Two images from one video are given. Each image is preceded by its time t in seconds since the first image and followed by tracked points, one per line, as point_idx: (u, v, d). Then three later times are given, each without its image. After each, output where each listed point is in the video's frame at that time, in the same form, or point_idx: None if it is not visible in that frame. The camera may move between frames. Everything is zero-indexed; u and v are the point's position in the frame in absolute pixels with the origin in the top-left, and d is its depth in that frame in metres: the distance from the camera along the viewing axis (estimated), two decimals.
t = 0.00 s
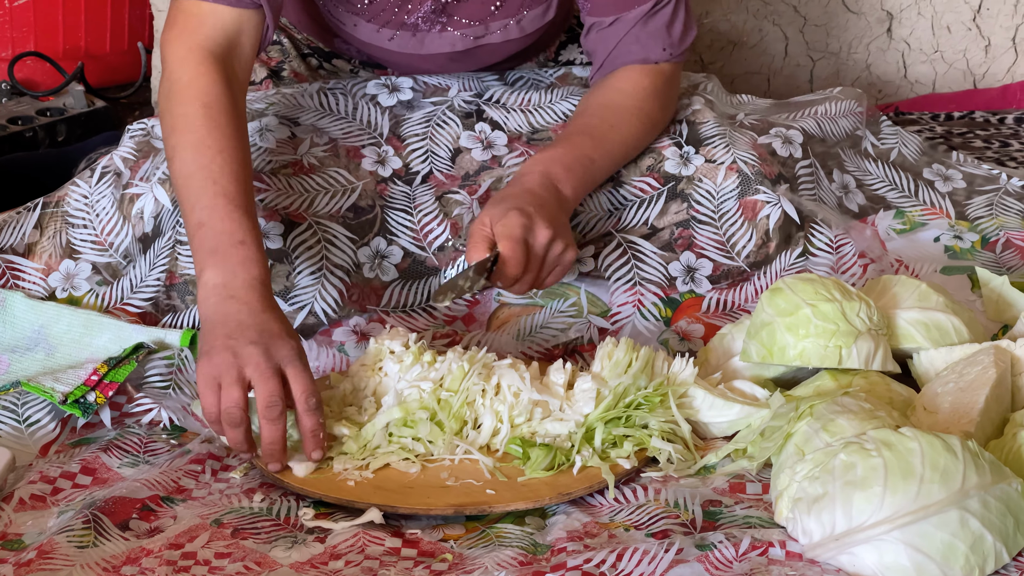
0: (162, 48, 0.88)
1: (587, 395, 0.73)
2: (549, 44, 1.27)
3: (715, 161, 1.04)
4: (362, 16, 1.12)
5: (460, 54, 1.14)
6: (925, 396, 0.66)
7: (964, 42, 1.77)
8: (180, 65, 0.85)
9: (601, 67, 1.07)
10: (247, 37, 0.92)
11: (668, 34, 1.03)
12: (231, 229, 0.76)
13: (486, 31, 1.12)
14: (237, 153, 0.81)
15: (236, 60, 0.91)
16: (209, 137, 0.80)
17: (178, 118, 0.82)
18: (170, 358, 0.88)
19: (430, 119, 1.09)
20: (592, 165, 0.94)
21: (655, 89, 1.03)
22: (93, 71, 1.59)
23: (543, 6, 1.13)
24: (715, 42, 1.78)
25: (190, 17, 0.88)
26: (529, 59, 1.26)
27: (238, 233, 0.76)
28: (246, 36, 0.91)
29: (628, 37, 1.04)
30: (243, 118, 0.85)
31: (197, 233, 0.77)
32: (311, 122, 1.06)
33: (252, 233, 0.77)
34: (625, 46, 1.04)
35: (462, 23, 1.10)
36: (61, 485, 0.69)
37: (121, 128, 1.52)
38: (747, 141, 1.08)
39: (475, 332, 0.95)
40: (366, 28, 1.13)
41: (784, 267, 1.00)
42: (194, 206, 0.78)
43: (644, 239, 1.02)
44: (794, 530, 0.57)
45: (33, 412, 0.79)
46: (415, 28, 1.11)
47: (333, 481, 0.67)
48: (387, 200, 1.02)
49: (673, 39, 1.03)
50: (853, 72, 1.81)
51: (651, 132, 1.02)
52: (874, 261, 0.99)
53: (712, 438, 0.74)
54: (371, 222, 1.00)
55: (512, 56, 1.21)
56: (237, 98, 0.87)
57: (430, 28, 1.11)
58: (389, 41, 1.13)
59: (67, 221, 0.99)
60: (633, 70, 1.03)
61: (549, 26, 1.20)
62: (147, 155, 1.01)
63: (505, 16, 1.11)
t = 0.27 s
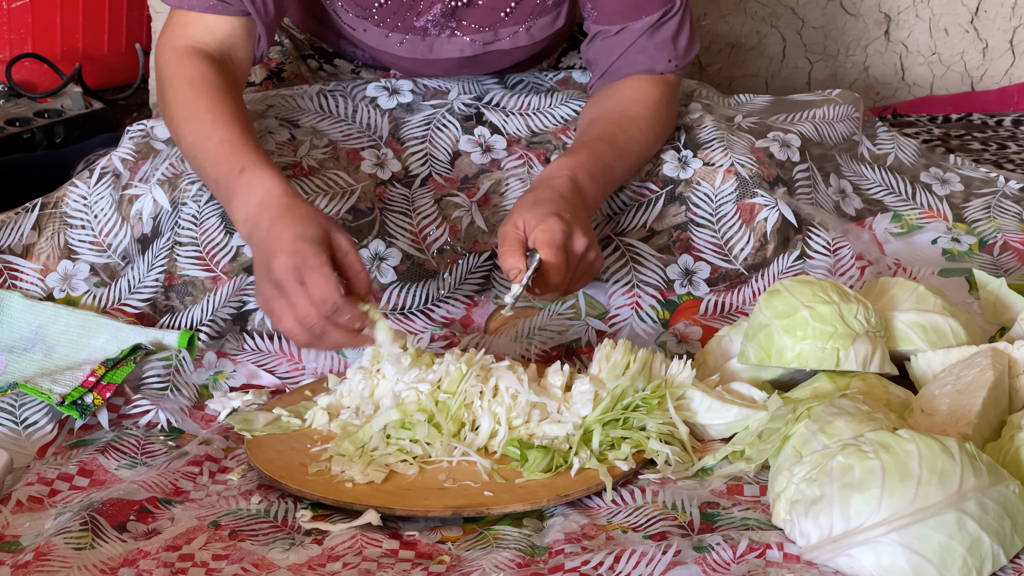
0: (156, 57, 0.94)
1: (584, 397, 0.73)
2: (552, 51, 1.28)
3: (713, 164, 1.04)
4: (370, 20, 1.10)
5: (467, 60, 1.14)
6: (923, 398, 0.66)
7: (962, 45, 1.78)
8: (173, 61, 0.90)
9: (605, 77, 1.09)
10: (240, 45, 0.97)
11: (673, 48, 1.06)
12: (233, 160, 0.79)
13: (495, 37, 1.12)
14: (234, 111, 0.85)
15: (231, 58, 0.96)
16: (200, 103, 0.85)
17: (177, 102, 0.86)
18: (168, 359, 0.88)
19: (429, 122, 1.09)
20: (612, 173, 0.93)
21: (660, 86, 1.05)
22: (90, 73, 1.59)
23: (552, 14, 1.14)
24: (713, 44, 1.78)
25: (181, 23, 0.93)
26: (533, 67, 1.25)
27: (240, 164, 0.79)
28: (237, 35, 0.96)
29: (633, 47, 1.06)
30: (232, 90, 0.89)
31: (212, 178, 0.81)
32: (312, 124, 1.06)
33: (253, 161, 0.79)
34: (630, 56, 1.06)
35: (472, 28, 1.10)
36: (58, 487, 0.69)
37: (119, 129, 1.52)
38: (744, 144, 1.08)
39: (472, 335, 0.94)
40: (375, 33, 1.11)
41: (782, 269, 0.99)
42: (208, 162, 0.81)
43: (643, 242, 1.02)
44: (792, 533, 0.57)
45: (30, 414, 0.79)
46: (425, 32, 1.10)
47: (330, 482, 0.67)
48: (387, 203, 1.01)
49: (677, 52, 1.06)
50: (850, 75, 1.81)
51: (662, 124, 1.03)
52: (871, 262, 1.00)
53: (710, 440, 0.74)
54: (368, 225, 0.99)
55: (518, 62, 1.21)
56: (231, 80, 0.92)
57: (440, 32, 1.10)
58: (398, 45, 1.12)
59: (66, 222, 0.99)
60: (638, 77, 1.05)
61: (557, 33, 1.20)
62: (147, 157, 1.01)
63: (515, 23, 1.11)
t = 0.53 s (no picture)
0: (227, 60, 0.87)
1: (583, 399, 0.73)
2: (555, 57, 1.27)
3: (712, 166, 1.04)
4: (379, 19, 1.08)
5: (473, 61, 1.13)
6: (921, 400, 0.66)
7: (960, 46, 1.78)
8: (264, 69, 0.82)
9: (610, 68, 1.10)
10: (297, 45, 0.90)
11: (679, 52, 1.06)
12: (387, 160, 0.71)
13: (503, 40, 1.11)
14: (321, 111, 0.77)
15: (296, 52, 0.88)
16: (279, 93, 0.79)
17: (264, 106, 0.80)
18: (166, 358, 0.87)
19: (430, 126, 1.09)
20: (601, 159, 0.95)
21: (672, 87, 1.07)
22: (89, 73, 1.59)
23: (561, 18, 1.13)
24: (711, 45, 1.78)
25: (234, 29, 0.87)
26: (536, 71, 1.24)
27: (399, 157, 0.71)
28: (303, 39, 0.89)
29: (640, 48, 1.07)
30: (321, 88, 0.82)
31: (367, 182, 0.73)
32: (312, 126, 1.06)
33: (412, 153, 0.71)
34: (636, 56, 1.08)
35: (481, 30, 1.09)
36: (57, 488, 0.69)
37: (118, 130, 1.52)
38: (743, 146, 1.09)
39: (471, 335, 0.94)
40: (383, 31, 1.09)
41: (780, 271, 0.99)
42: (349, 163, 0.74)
43: (641, 242, 1.02)
44: (790, 534, 0.57)
45: (28, 415, 0.79)
46: (433, 32, 1.08)
47: (328, 484, 0.67)
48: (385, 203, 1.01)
49: (684, 57, 1.07)
50: (849, 76, 1.81)
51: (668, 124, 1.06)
52: (870, 265, 1.00)
53: (708, 442, 0.74)
54: (368, 226, 1.00)
55: (521, 66, 1.20)
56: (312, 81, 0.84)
57: (449, 33, 1.09)
58: (406, 45, 1.11)
59: (66, 221, 0.99)
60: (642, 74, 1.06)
61: (564, 40, 1.20)
62: (147, 157, 1.02)
63: (523, 26, 1.11)
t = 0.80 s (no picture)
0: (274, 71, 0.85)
1: (582, 400, 0.73)
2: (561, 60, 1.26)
3: (714, 169, 1.05)
4: (412, 25, 1.05)
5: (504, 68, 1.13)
6: (921, 400, 0.66)
7: (960, 47, 1.78)
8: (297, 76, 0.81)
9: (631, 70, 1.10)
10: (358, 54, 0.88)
11: (698, 56, 1.07)
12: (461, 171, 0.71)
13: (535, 46, 1.11)
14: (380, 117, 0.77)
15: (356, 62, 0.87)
16: (329, 100, 0.78)
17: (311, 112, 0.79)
18: (166, 354, 0.88)
19: (437, 125, 1.08)
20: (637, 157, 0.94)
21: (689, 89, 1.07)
22: (89, 74, 1.59)
23: (591, 24, 1.14)
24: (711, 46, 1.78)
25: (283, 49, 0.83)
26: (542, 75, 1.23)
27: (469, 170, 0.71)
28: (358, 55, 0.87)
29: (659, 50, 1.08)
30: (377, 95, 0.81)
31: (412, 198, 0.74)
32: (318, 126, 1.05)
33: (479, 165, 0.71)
34: (655, 58, 1.09)
35: (514, 37, 1.09)
36: (56, 489, 0.69)
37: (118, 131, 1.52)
38: (745, 148, 1.10)
39: (470, 334, 0.95)
40: (418, 37, 1.06)
41: (781, 272, 0.99)
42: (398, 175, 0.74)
43: (644, 244, 1.02)
44: (789, 534, 0.57)
45: (27, 415, 0.79)
46: (467, 39, 1.07)
47: (327, 484, 0.67)
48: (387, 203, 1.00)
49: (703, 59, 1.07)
50: (849, 77, 1.81)
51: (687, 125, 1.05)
52: (871, 264, 1.00)
53: (707, 442, 0.74)
54: (369, 227, 0.99)
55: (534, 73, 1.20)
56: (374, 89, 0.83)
57: (481, 39, 1.08)
58: (439, 52, 1.09)
59: (68, 217, 0.99)
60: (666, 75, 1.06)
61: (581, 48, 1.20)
62: (152, 156, 1.02)
63: (557, 33, 1.11)
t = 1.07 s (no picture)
0: (198, 46, 0.96)
1: (582, 400, 0.73)
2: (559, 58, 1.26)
3: (715, 169, 1.04)
4: (408, 11, 1.08)
5: (496, 59, 1.13)
6: (921, 400, 0.66)
7: (960, 47, 1.78)
8: (223, 59, 0.92)
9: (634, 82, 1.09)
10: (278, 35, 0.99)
11: (706, 60, 1.07)
12: (293, 182, 0.87)
13: (529, 37, 1.12)
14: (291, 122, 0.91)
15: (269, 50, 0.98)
16: (244, 88, 0.91)
17: (227, 102, 0.91)
18: (166, 358, 0.87)
19: (432, 124, 1.09)
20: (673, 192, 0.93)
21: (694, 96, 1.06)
22: (88, 74, 1.59)
23: (587, 18, 1.14)
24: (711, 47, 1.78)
25: (220, 16, 0.94)
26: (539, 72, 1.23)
27: (299, 185, 0.87)
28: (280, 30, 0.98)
29: (664, 59, 1.07)
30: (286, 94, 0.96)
31: (267, 193, 0.88)
32: (315, 126, 1.06)
33: (313, 184, 0.87)
34: (661, 67, 1.07)
35: (508, 26, 1.10)
36: (55, 489, 0.69)
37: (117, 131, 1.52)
38: (745, 148, 1.10)
39: (470, 336, 0.95)
40: (411, 24, 1.08)
41: (780, 272, 1.00)
42: (257, 171, 0.88)
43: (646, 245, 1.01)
44: (789, 534, 0.57)
45: (27, 416, 0.79)
46: (461, 26, 1.09)
47: (326, 484, 0.67)
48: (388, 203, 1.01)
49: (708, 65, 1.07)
50: (849, 77, 1.81)
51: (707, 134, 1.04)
52: (872, 263, 1.01)
53: (707, 441, 0.74)
54: (371, 226, 1.00)
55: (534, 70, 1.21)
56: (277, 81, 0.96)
57: (475, 28, 1.09)
58: (432, 38, 1.10)
59: (65, 220, 0.99)
60: (673, 87, 1.06)
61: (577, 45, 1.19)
62: (148, 157, 1.02)
63: (551, 25, 1.12)
